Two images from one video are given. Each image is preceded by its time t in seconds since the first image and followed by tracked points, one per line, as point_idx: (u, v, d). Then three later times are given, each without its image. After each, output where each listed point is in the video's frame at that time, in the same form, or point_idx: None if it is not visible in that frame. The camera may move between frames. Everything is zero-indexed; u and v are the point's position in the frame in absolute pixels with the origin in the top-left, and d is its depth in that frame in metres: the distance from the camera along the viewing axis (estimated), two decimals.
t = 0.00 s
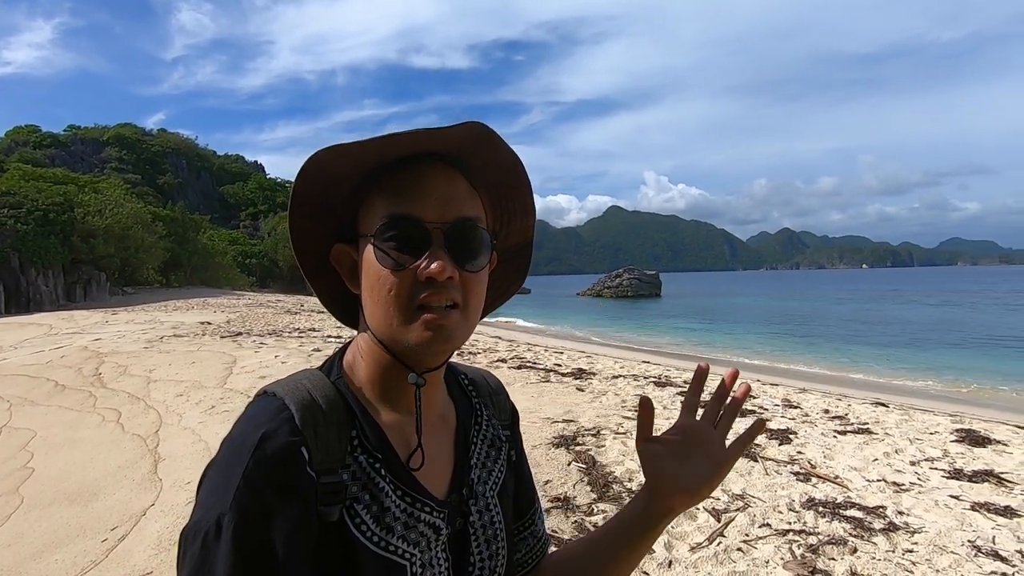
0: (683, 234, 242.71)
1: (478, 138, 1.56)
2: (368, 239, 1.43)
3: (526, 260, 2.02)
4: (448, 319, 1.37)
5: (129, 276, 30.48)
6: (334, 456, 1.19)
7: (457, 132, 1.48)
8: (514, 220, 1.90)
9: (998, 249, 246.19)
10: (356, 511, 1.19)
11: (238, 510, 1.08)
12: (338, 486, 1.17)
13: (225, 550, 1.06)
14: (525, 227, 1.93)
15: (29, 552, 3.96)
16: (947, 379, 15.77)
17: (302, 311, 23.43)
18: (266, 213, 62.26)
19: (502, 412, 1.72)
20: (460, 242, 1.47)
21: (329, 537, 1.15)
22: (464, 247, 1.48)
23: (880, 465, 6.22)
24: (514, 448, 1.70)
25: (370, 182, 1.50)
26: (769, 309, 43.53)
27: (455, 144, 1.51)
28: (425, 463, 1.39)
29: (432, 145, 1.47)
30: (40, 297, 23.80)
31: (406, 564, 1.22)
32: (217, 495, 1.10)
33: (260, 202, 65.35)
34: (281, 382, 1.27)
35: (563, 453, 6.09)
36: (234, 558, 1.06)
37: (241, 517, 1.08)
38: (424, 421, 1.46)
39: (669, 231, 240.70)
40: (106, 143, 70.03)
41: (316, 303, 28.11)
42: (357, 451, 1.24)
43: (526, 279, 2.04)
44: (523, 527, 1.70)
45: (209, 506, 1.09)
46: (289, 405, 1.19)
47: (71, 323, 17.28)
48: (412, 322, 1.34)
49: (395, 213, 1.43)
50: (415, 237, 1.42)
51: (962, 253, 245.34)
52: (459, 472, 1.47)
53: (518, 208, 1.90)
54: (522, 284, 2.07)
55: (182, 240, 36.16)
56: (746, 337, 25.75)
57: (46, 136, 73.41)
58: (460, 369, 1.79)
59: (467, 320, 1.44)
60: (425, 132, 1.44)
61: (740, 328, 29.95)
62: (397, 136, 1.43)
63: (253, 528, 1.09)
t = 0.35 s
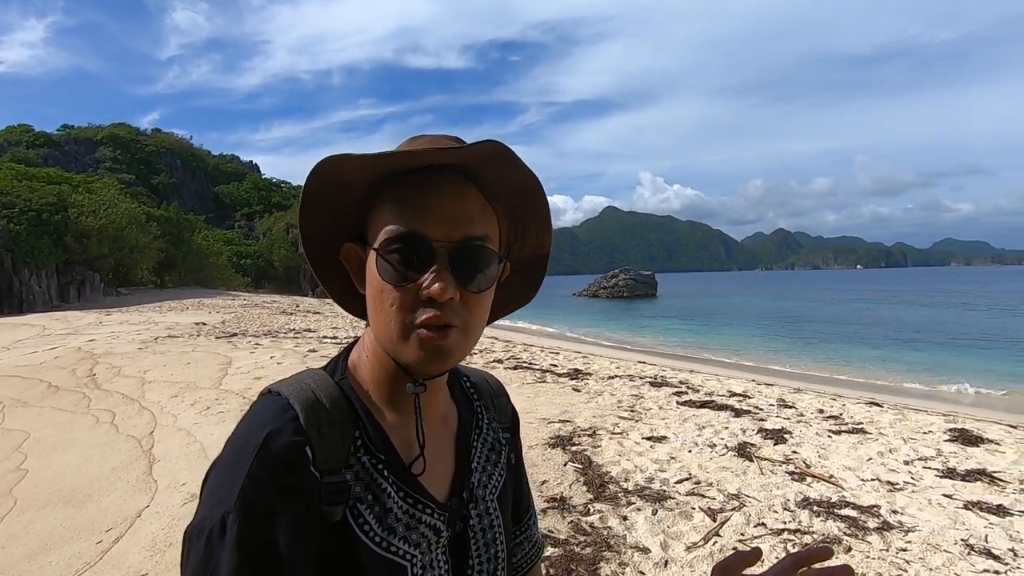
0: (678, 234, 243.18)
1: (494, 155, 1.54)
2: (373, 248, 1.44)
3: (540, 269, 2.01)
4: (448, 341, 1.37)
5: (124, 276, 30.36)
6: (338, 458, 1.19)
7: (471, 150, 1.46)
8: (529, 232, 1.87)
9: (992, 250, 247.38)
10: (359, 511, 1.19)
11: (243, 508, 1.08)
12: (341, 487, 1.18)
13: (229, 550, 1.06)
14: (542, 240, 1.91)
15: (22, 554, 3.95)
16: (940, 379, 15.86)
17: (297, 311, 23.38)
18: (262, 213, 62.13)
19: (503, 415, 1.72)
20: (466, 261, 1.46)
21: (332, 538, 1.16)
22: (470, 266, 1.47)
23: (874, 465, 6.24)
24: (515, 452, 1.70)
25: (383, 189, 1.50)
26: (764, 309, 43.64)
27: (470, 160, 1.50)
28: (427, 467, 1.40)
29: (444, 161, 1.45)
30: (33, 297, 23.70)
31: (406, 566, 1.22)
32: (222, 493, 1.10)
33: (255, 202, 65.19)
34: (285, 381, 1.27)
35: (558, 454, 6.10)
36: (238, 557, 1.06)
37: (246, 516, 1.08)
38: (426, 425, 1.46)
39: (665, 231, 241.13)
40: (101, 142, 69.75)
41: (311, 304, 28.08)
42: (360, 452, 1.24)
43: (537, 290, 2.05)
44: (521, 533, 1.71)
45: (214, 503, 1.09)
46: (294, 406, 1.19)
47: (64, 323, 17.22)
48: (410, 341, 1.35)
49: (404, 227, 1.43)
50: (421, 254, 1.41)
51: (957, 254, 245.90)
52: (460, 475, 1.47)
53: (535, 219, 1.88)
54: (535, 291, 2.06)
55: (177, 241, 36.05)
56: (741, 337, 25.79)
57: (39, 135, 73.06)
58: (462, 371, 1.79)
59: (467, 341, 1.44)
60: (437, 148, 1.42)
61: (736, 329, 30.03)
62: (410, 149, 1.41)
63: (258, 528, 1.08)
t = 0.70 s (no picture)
0: (672, 233, 243.69)
1: (486, 140, 1.57)
2: (378, 241, 1.45)
3: (536, 263, 2.04)
4: (459, 324, 1.38)
5: (115, 276, 30.15)
6: (346, 462, 1.19)
7: (462, 134, 1.49)
8: (523, 226, 1.90)
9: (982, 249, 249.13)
10: (367, 517, 1.19)
11: (252, 515, 1.08)
12: (349, 493, 1.17)
13: (239, 555, 1.06)
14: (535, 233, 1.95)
15: (14, 556, 3.93)
16: (932, 377, 15.98)
17: (291, 311, 23.28)
18: (255, 212, 61.80)
19: (508, 417, 1.73)
20: (471, 246, 1.48)
21: (339, 542, 1.16)
22: (474, 250, 1.49)
23: (866, 462, 6.29)
24: (519, 453, 1.71)
25: (383, 182, 1.52)
26: (758, 308, 43.75)
27: (464, 147, 1.52)
28: (434, 469, 1.40)
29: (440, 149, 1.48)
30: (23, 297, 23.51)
31: (414, 570, 1.22)
32: (231, 498, 1.10)
33: (248, 201, 64.86)
34: (293, 385, 1.26)
35: (554, 453, 6.11)
36: (247, 561, 1.06)
37: (254, 522, 1.08)
38: (433, 426, 1.46)
39: (659, 230, 241.66)
40: (91, 141, 69.15)
41: (305, 303, 27.99)
42: (368, 457, 1.24)
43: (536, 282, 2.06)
44: (526, 532, 1.73)
45: (222, 509, 1.09)
46: (302, 410, 1.18)
47: (55, 323, 17.09)
48: (419, 324, 1.35)
49: (406, 216, 1.45)
50: (425, 239, 1.43)
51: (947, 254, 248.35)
52: (466, 476, 1.48)
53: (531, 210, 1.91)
54: (531, 288, 2.08)
55: (169, 239, 35.80)
56: (735, 335, 25.89)
57: (29, 133, 72.36)
58: (468, 373, 1.80)
59: (475, 323, 1.44)
60: (433, 135, 1.45)
61: (730, 327, 30.11)
62: (406, 141, 1.44)
63: (268, 533, 1.09)
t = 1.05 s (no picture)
0: (673, 235, 243.75)
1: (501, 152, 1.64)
2: (459, 248, 1.39)
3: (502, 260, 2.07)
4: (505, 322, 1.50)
5: (116, 274, 30.18)
6: (338, 468, 1.18)
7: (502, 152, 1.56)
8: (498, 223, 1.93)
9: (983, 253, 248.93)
10: (360, 521, 1.18)
11: (241, 522, 1.07)
12: (342, 498, 1.16)
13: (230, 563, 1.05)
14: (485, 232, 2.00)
15: (13, 553, 3.93)
16: (932, 380, 15.99)
17: (291, 310, 23.30)
18: (256, 211, 61.91)
19: (505, 415, 1.72)
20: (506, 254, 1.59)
21: (333, 546, 1.15)
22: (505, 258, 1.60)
23: (866, 465, 6.29)
24: (516, 450, 1.71)
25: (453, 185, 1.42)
26: (758, 310, 43.81)
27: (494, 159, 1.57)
28: (431, 471, 1.40)
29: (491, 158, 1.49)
30: (24, 294, 23.56)
31: (410, 571, 1.22)
32: (219, 508, 1.09)
33: (250, 200, 64.99)
34: (284, 389, 1.24)
35: (553, 454, 6.11)
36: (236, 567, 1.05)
37: (244, 531, 1.06)
38: (432, 426, 1.46)
39: (660, 232, 241.78)
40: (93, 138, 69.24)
41: (306, 303, 28.03)
42: (360, 461, 1.23)
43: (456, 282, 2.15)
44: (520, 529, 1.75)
45: (211, 519, 1.08)
46: (294, 415, 1.16)
47: (55, 321, 17.11)
48: (498, 327, 1.45)
49: (482, 224, 1.43)
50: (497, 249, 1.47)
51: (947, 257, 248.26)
52: (464, 475, 1.47)
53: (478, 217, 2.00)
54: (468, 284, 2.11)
55: (171, 238, 35.85)
56: (735, 337, 25.93)
57: (31, 131, 72.47)
58: (465, 370, 1.78)
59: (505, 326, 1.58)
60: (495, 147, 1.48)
61: (730, 329, 30.15)
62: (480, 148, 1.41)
63: (257, 540, 1.07)
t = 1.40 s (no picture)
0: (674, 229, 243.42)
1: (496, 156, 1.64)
2: (449, 249, 1.38)
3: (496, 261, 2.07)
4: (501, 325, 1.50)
5: (118, 270, 30.21)
6: (331, 474, 1.17)
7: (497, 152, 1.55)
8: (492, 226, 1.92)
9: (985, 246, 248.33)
10: (354, 527, 1.18)
11: (232, 532, 1.07)
12: (336, 505, 1.16)
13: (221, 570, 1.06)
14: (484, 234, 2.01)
15: (16, 550, 3.95)
16: (934, 374, 16.00)
17: (293, 306, 23.32)
18: (257, 207, 61.90)
19: (499, 416, 1.73)
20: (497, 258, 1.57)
21: (326, 554, 1.15)
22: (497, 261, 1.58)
23: (866, 460, 6.29)
24: (510, 450, 1.72)
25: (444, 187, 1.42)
26: (759, 304, 43.79)
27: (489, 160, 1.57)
28: (424, 474, 1.39)
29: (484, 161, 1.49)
30: (26, 291, 23.65)
31: None
32: (211, 516, 1.08)
33: (250, 196, 65.00)
34: (276, 395, 1.23)
35: (553, 449, 6.12)
36: None
37: (236, 539, 1.06)
38: (423, 429, 1.45)
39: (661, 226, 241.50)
40: (94, 134, 69.13)
41: (307, 299, 28.06)
42: (353, 467, 1.22)
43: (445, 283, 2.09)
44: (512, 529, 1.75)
45: (202, 528, 1.08)
46: (285, 422, 1.15)
47: (57, 317, 17.15)
48: (490, 329, 1.44)
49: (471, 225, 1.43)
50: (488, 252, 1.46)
51: (949, 251, 247.88)
52: (458, 479, 1.47)
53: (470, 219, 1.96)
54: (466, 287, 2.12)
55: (171, 234, 35.84)
56: (736, 332, 25.92)
57: (31, 127, 72.42)
58: (458, 372, 1.78)
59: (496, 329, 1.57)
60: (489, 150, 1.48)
61: (731, 323, 30.16)
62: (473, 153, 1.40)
63: (248, 552, 1.07)
